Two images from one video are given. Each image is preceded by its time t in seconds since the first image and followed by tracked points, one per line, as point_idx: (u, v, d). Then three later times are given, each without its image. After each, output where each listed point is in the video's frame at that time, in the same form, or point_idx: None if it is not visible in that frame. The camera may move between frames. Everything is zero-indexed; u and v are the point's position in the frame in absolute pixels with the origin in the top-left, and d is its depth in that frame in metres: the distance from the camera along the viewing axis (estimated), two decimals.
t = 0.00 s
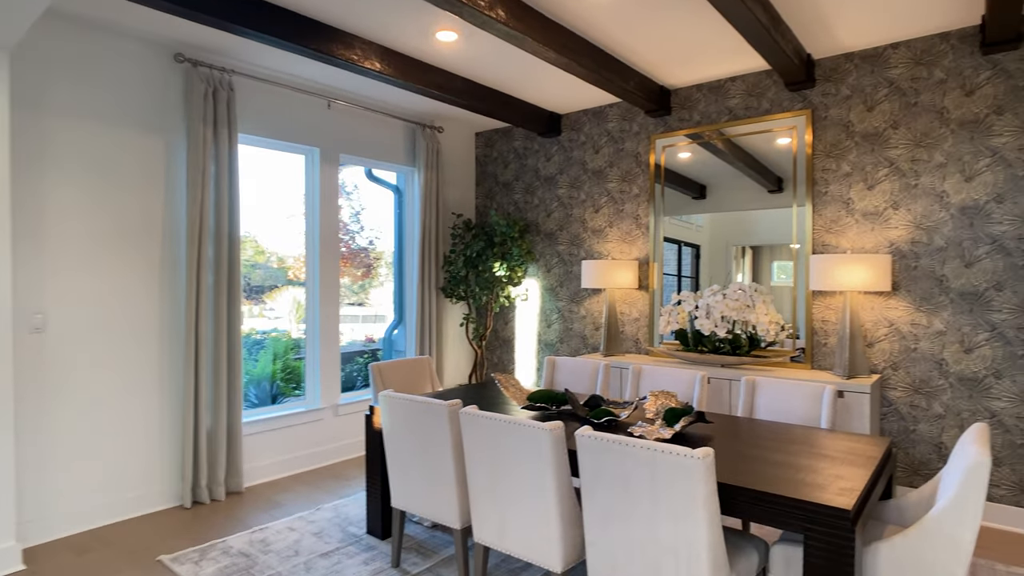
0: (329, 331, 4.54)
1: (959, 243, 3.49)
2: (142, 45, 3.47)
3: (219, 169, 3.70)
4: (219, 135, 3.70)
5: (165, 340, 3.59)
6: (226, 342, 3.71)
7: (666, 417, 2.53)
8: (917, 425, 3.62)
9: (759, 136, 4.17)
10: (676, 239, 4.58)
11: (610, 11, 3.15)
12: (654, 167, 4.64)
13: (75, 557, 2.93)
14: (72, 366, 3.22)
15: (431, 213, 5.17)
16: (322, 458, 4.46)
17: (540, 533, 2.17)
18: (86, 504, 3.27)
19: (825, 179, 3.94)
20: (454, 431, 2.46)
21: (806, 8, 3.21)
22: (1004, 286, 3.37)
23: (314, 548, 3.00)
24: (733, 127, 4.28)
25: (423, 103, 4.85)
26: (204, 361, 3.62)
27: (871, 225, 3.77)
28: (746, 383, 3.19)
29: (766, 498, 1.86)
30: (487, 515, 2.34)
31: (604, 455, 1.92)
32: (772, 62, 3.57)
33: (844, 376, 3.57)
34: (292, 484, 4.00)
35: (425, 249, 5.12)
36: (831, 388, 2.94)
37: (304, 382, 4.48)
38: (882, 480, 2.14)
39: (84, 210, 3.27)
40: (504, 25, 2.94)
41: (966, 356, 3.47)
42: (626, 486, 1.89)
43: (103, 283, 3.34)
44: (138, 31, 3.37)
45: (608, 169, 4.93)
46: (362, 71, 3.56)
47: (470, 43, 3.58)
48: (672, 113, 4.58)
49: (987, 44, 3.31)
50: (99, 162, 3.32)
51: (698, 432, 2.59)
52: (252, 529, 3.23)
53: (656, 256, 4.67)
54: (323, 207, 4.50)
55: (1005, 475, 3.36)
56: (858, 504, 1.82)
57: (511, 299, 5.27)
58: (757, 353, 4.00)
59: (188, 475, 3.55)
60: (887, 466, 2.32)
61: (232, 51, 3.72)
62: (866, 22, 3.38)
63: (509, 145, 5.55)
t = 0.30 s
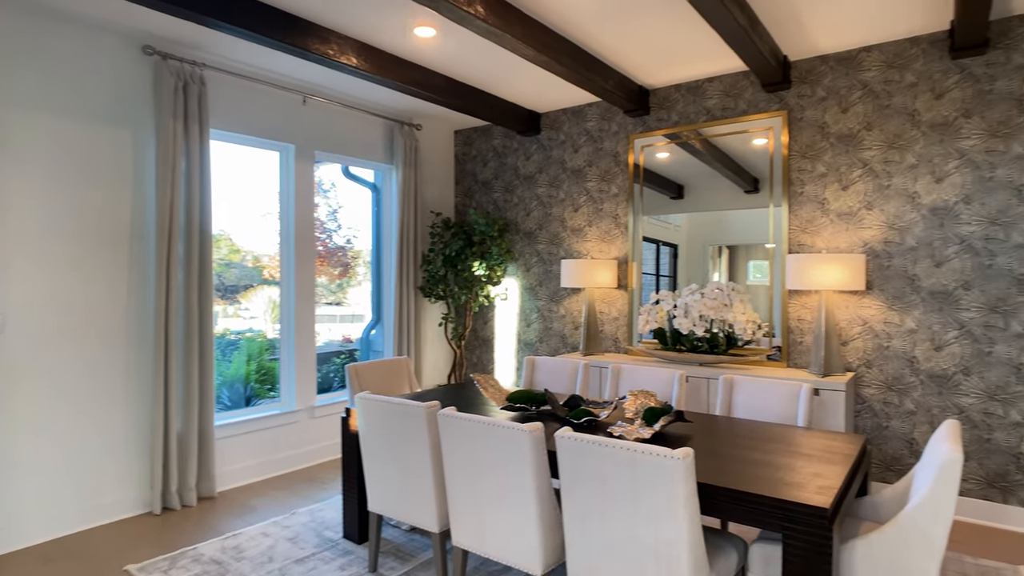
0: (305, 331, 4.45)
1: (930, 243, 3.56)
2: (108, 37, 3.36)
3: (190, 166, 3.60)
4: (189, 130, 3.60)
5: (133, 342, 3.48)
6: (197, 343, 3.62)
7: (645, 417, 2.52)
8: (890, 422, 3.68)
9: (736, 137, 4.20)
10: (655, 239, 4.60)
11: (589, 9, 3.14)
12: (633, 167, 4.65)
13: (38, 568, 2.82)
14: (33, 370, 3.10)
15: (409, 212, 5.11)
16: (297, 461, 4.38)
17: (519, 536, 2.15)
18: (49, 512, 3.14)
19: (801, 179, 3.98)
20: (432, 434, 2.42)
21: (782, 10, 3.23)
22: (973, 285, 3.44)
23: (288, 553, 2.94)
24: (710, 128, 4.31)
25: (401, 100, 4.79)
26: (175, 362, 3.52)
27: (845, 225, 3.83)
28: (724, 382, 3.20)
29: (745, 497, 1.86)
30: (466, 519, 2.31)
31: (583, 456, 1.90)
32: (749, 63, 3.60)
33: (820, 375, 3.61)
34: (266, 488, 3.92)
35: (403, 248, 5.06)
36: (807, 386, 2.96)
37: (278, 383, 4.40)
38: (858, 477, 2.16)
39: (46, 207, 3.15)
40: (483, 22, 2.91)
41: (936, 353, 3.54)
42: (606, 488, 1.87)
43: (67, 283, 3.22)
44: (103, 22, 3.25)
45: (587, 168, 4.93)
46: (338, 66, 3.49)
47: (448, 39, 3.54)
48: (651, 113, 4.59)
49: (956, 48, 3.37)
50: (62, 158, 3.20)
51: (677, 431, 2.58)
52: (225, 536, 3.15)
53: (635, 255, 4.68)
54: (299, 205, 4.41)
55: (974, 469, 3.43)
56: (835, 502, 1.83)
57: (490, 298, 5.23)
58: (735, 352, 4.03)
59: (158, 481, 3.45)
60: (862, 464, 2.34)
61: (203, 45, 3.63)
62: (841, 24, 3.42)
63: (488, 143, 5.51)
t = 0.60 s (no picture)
0: (277, 333, 4.36)
1: (896, 244, 3.65)
2: (67, 27, 3.23)
3: (155, 162, 3.49)
4: (155, 125, 3.50)
5: (95, 344, 3.36)
6: (163, 345, 3.51)
7: (620, 416, 2.53)
8: (859, 418, 3.76)
9: (709, 138, 4.25)
10: (630, 239, 4.62)
11: (565, 9, 3.14)
12: (608, 167, 4.67)
13: None
14: None
15: (383, 211, 5.05)
16: (268, 465, 4.29)
17: (495, 537, 2.13)
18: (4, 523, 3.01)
19: (772, 181, 4.04)
20: (406, 436, 2.38)
21: (754, 13, 3.27)
22: (937, 284, 3.53)
23: (259, 560, 2.87)
24: (684, 129, 4.35)
25: (375, 97, 4.73)
26: (139, 365, 3.41)
27: (816, 226, 3.90)
28: (698, 381, 3.23)
29: (719, 495, 1.88)
30: (441, 522, 2.28)
31: (560, 457, 1.89)
32: (722, 65, 3.64)
33: (791, 373, 3.67)
34: (236, 494, 3.83)
35: (377, 248, 5.00)
36: (779, 384, 3.01)
37: (248, 385, 4.30)
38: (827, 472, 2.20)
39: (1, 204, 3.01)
40: (458, 18, 2.88)
41: (902, 352, 3.63)
42: (582, 489, 1.87)
43: (23, 283, 3.09)
44: (63, 11, 3.13)
45: (563, 168, 4.93)
46: (310, 61, 3.43)
47: (423, 36, 3.50)
48: (625, 114, 4.61)
49: (920, 55, 3.46)
50: (18, 152, 3.06)
51: (653, 430, 2.59)
52: (192, 543, 3.06)
53: (610, 255, 4.70)
54: (270, 203, 4.32)
55: (937, 463, 3.53)
56: (807, 497, 1.85)
57: (466, 298, 5.20)
58: (709, 351, 4.07)
59: (121, 488, 3.33)
60: (833, 460, 2.38)
61: (169, 37, 3.53)
62: (810, 29, 3.49)
63: (464, 142, 5.48)
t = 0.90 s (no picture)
0: (240, 333, 4.25)
1: (856, 244, 3.75)
2: (14, 13, 3.08)
3: (109, 157, 3.36)
4: (109, 118, 3.36)
5: (45, 346, 3.21)
6: (119, 346, 3.38)
7: (590, 414, 2.53)
8: (821, 414, 3.85)
9: (677, 138, 4.30)
10: (599, 238, 4.65)
11: (535, 7, 3.14)
12: (578, 167, 4.69)
13: None
14: None
15: (350, 209, 4.97)
16: (231, 469, 4.17)
17: (464, 538, 2.11)
18: None
19: (738, 181, 4.11)
20: (374, 437, 2.34)
21: (720, 16, 3.32)
22: (894, 283, 3.64)
23: (221, 567, 2.79)
24: (652, 129, 4.39)
25: (342, 93, 4.64)
26: (93, 367, 3.28)
27: (779, 226, 3.98)
28: (666, 378, 3.26)
29: (687, 491, 1.89)
30: (409, 524, 2.24)
31: (529, 456, 1.88)
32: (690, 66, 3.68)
33: (756, 370, 3.74)
34: (198, 499, 3.71)
35: (344, 246, 4.91)
36: (744, 381, 3.06)
37: (211, 387, 4.18)
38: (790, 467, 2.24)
39: None
40: (427, 14, 2.84)
41: (861, 348, 3.74)
42: (551, 487, 1.86)
43: None
44: None
45: (533, 167, 4.93)
46: (274, 55, 3.34)
47: (391, 31, 3.45)
48: (595, 114, 4.64)
49: (879, 60, 3.56)
50: None
51: (622, 428, 2.61)
52: (149, 552, 2.95)
53: (580, 254, 4.72)
54: (233, 200, 4.21)
55: (894, 456, 3.64)
56: (772, 492, 1.88)
57: (435, 297, 5.16)
58: (676, 349, 4.12)
59: (74, 495, 3.20)
60: (796, 455, 2.43)
61: (126, 26, 3.40)
62: (774, 33, 3.56)
63: (433, 140, 5.43)
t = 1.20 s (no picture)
0: (196, 334, 4.11)
1: (812, 243, 3.86)
2: None
3: (53, 150, 3.20)
4: (53, 108, 3.20)
5: None
6: (64, 348, 3.23)
7: (554, 412, 2.53)
8: (779, 408, 3.95)
9: (640, 138, 4.35)
10: (564, 237, 4.66)
11: (500, 4, 3.12)
12: (543, 166, 4.70)
13: None
14: None
15: (312, 206, 4.86)
16: (187, 475, 4.04)
17: (427, 540, 2.08)
18: None
19: (699, 181, 4.18)
20: (334, 439, 2.29)
21: (683, 18, 3.37)
22: (849, 281, 3.76)
23: None
24: (616, 129, 4.43)
25: (303, 87, 4.54)
26: (36, 371, 3.12)
27: (739, 225, 4.06)
28: (629, 375, 3.28)
29: (649, 486, 1.91)
30: (371, 527, 2.20)
31: (492, 455, 1.86)
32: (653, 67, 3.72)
33: (717, 366, 3.81)
34: (151, 506, 3.58)
35: (306, 244, 4.80)
36: (705, 377, 3.11)
37: (165, 390, 4.03)
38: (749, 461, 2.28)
39: None
40: (389, 8, 2.81)
41: (818, 345, 3.84)
42: (514, 487, 1.85)
43: None
44: None
45: (498, 165, 4.91)
46: (231, 46, 3.24)
47: (353, 25, 3.38)
48: (560, 113, 4.65)
49: (834, 64, 3.67)
50: None
51: (585, 425, 2.62)
52: (99, 562, 2.82)
53: (545, 253, 4.73)
54: (188, 196, 4.06)
55: (848, 449, 3.76)
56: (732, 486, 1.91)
57: (399, 296, 5.09)
58: (640, 346, 4.16)
59: (16, 505, 3.04)
60: (755, 449, 2.48)
61: (72, 12, 3.24)
62: (734, 36, 3.63)
63: (397, 136, 5.36)
